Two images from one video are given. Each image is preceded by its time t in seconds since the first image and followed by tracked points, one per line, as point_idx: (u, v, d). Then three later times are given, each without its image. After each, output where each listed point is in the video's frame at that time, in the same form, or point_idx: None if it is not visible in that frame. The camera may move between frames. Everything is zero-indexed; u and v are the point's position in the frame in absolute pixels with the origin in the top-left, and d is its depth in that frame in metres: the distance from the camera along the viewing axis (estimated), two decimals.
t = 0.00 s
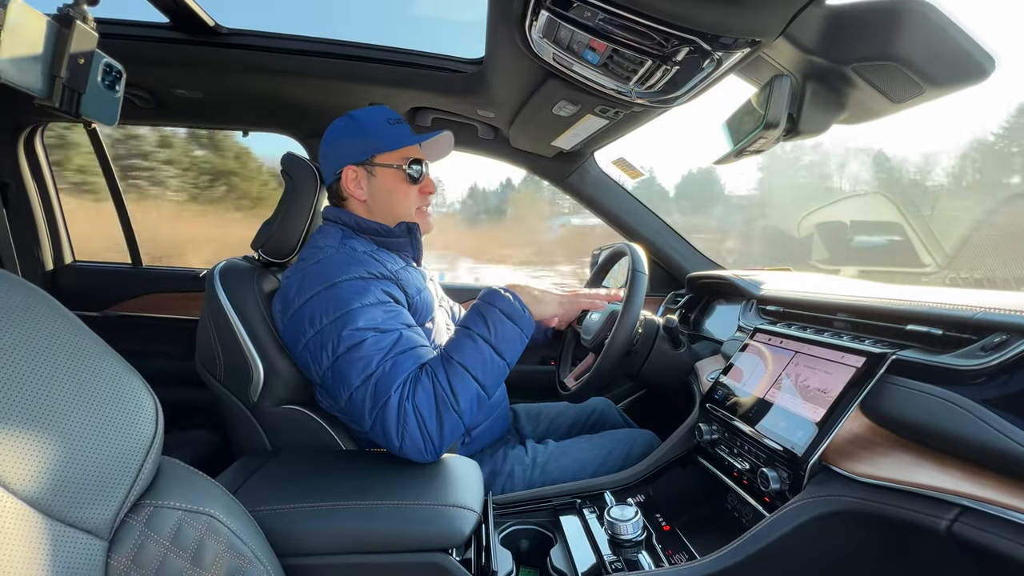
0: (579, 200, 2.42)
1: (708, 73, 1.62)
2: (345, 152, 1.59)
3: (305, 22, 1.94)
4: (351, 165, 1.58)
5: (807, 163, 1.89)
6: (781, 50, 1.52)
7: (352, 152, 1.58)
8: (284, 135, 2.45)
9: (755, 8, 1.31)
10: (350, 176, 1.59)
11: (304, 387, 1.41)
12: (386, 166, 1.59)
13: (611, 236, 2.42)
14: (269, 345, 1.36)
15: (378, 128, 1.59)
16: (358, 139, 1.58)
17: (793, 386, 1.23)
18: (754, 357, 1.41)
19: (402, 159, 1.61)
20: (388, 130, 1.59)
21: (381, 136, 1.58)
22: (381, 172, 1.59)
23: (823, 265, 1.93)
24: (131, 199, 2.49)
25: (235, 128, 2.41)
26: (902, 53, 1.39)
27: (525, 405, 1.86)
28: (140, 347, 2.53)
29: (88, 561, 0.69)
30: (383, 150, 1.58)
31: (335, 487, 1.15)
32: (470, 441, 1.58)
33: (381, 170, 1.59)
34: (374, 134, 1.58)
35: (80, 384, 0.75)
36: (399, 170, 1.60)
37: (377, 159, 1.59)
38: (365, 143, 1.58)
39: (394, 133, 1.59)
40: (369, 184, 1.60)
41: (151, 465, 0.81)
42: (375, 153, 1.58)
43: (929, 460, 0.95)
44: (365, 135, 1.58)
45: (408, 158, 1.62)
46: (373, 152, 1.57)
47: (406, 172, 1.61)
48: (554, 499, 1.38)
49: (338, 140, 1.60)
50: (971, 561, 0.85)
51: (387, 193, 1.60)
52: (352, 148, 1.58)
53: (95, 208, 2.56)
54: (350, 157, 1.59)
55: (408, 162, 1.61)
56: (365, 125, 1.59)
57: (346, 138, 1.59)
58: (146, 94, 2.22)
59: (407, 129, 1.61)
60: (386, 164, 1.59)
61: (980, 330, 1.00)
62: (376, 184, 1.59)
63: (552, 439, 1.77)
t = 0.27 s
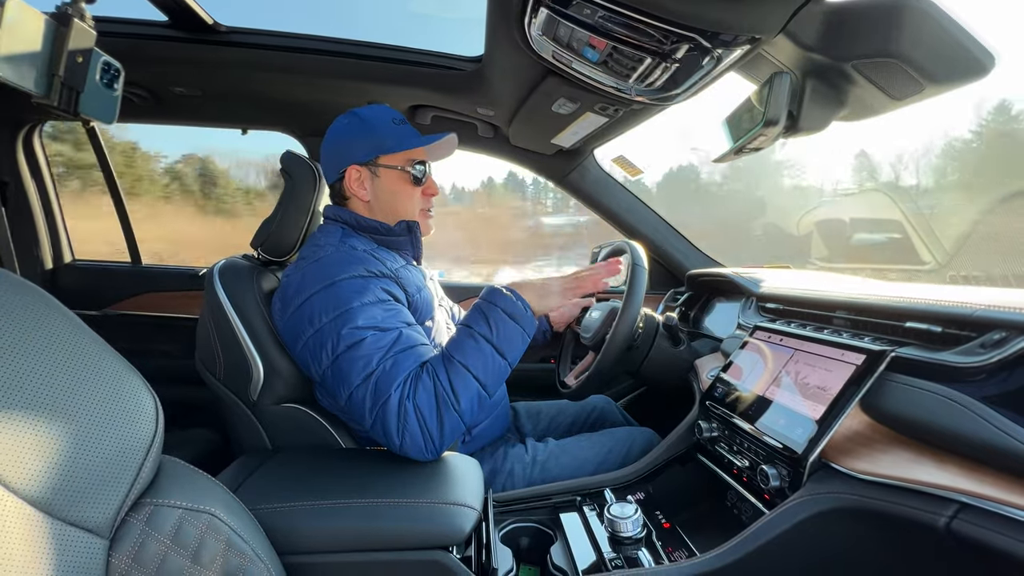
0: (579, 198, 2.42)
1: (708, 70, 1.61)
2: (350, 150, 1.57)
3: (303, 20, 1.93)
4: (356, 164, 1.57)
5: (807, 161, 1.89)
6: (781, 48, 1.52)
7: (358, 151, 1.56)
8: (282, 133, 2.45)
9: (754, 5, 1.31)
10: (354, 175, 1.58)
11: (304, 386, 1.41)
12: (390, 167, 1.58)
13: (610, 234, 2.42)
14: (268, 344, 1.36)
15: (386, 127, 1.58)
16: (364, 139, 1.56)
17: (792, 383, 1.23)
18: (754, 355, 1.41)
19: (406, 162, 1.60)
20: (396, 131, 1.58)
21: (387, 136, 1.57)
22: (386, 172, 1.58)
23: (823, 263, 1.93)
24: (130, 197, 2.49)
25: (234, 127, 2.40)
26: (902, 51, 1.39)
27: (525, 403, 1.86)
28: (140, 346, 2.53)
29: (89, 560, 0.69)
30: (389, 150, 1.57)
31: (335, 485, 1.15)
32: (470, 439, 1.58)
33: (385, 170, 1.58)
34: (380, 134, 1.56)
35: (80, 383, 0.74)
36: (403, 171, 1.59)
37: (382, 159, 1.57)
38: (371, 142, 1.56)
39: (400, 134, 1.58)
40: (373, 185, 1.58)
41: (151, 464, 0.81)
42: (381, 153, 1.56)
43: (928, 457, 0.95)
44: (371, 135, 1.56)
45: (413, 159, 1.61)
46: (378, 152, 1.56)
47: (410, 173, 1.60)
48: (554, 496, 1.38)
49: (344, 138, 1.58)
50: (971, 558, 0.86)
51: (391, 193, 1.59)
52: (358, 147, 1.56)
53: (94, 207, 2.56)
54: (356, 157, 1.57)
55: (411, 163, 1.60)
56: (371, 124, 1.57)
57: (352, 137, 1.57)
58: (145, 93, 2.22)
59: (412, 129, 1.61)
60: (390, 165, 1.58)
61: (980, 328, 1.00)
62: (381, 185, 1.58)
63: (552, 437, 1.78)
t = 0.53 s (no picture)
0: (577, 201, 2.42)
1: (706, 74, 1.62)
2: (345, 154, 1.57)
3: (301, 24, 1.94)
4: (351, 169, 1.57)
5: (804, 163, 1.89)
6: (777, 51, 1.53)
7: (352, 156, 1.56)
8: (281, 137, 2.45)
9: (750, 9, 1.32)
10: (350, 180, 1.58)
11: (303, 389, 1.41)
12: (386, 172, 1.57)
13: (609, 237, 2.43)
14: (267, 348, 1.36)
15: (382, 130, 1.57)
16: (359, 143, 1.56)
17: (791, 385, 1.23)
18: (753, 357, 1.41)
19: (402, 164, 1.59)
20: (392, 134, 1.58)
21: (383, 140, 1.56)
22: (381, 177, 1.58)
23: (821, 265, 1.93)
24: (129, 202, 2.49)
25: (233, 131, 2.40)
26: (898, 53, 1.39)
27: (524, 407, 1.86)
28: (139, 350, 2.52)
29: (88, 566, 0.69)
30: (384, 154, 1.57)
31: (334, 489, 1.14)
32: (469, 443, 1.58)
33: (380, 175, 1.58)
34: (376, 138, 1.56)
35: (78, 387, 0.74)
36: (398, 175, 1.59)
37: (378, 164, 1.57)
38: (366, 147, 1.55)
39: (397, 138, 1.58)
40: (369, 189, 1.58)
41: (149, 469, 0.81)
42: (376, 158, 1.56)
43: (928, 459, 0.95)
44: (366, 139, 1.56)
45: (410, 163, 1.61)
46: (374, 156, 1.56)
47: (407, 177, 1.60)
48: (553, 500, 1.38)
49: (339, 142, 1.58)
50: (972, 560, 0.85)
51: (388, 197, 1.59)
52: (352, 152, 1.56)
53: (92, 211, 2.55)
54: (350, 161, 1.57)
55: (408, 166, 1.60)
56: (367, 126, 1.57)
57: (347, 141, 1.57)
58: (143, 97, 2.22)
59: (408, 131, 1.60)
60: (386, 169, 1.58)
61: (978, 329, 1.01)
62: (376, 189, 1.58)
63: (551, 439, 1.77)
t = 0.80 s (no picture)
0: (577, 201, 2.42)
1: (706, 74, 1.62)
2: (344, 153, 1.57)
3: (301, 24, 1.94)
4: (350, 168, 1.57)
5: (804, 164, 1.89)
6: (777, 52, 1.53)
7: (351, 154, 1.56)
8: (280, 137, 2.45)
9: (750, 10, 1.32)
10: (348, 179, 1.57)
11: (302, 389, 1.40)
12: (384, 170, 1.57)
13: (609, 237, 2.43)
14: (267, 347, 1.36)
15: (381, 129, 1.57)
16: (357, 141, 1.56)
17: (790, 386, 1.23)
18: (752, 357, 1.41)
19: (400, 163, 1.59)
20: (389, 133, 1.57)
21: (381, 139, 1.56)
22: (380, 176, 1.57)
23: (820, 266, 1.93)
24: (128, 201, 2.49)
25: (233, 130, 2.40)
26: (898, 54, 1.40)
27: (524, 406, 1.86)
28: (138, 349, 2.52)
29: (87, 564, 0.69)
30: (382, 152, 1.56)
31: (333, 488, 1.14)
32: (468, 442, 1.58)
33: (379, 173, 1.57)
34: (373, 136, 1.56)
35: (77, 385, 0.74)
36: (397, 173, 1.58)
37: (376, 162, 1.57)
38: (365, 145, 1.55)
39: (394, 136, 1.58)
40: (368, 188, 1.58)
41: (148, 468, 0.81)
42: (375, 157, 1.56)
43: (926, 459, 0.95)
44: (364, 137, 1.56)
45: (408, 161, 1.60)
46: (372, 155, 1.55)
47: (405, 175, 1.59)
48: (552, 499, 1.38)
49: (338, 141, 1.58)
50: (970, 560, 0.85)
51: (386, 196, 1.59)
52: (350, 150, 1.56)
53: (92, 210, 2.55)
54: (348, 160, 1.57)
55: (406, 165, 1.59)
56: (366, 125, 1.57)
57: (345, 140, 1.57)
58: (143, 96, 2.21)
59: (407, 130, 1.60)
60: (384, 168, 1.57)
61: (976, 330, 1.01)
62: (375, 188, 1.58)
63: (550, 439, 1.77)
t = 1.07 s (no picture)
0: (577, 201, 2.42)
1: (706, 74, 1.62)
2: (346, 153, 1.57)
3: (301, 24, 1.94)
4: (352, 167, 1.56)
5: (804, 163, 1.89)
6: (777, 51, 1.53)
7: (354, 154, 1.56)
8: (281, 137, 2.45)
9: (750, 9, 1.32)
10: (350, 179, 1.57)
11: (302, 388, 1.40)
12: (387, 170, 1.57)
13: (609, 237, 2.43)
14: (267, 347, 1.36)
15: (382, 129, 1.57)
16: (360, 142, 1.56)
17: (791, 385, 1.23)
18: (752, 357, 1.41)
19: (402, 163, 1.59)
20: (392, 133, 1.58)
21: (383, 139, 1.56)
22: (382, 175, 1.57)
23: (820, 265, 1.93)
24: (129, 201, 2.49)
25: (232, 130, 2.40)
26: (898, 54, 1.40)
27: (524, 406, 1.86)
28: (138, 350, 2.52)
29: (87, 564, 0.69)
30: (384, 152, 1.56)
31: (334, 488, 1.14)
32: (468, 442, 1.58)
33: (381, 173, 1.57)
34: (375, 136, 1.56)
35: (78, 385, 0.74)
36: (398, 173, 1.58)
37: (378, 162, 1.57)
38: (367, 145, 1.55)
39: (397, 137, 1.58)
40: (370, 188, 1.58)
41: (149, 468, 0.81)
42: (377, 156, 1.56)
43: (926, 458, 0.95)
44: (366, 137, 1.56)
45: (410, 162, 1.60)
46: (374, 155, 1.55)
47: (408, 176, 1.59)
48: (553, 499, 1.38)
49: (340, 141, 1.58)
50: (971, 560, 0.85)
51: (389, 196, 1.59)
52: (353, 150, 1.56)
53: (92, 211, 2.55)
54: (351, 160, 1.57)
55: (408, 165, 1.59)
56: (368, 126, 1.57)
57: (347, 140, 1.57)
58: (143, 96, 2.21)
59: (409, 130, 1.60)
60: (386, 167, 1.57)
61: (977, 329, 1.01)
62: (377, 188, 1.58)
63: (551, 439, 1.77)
